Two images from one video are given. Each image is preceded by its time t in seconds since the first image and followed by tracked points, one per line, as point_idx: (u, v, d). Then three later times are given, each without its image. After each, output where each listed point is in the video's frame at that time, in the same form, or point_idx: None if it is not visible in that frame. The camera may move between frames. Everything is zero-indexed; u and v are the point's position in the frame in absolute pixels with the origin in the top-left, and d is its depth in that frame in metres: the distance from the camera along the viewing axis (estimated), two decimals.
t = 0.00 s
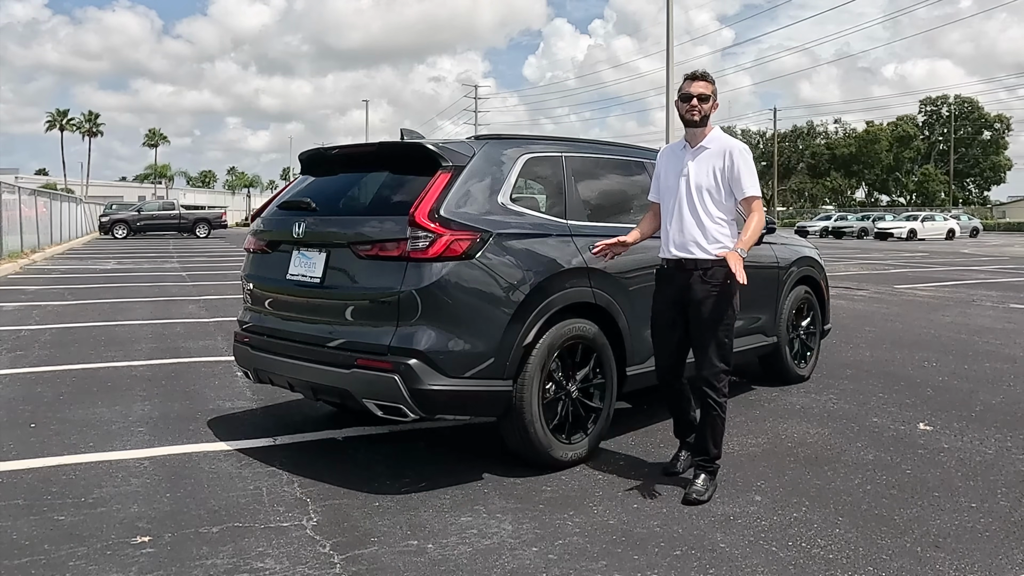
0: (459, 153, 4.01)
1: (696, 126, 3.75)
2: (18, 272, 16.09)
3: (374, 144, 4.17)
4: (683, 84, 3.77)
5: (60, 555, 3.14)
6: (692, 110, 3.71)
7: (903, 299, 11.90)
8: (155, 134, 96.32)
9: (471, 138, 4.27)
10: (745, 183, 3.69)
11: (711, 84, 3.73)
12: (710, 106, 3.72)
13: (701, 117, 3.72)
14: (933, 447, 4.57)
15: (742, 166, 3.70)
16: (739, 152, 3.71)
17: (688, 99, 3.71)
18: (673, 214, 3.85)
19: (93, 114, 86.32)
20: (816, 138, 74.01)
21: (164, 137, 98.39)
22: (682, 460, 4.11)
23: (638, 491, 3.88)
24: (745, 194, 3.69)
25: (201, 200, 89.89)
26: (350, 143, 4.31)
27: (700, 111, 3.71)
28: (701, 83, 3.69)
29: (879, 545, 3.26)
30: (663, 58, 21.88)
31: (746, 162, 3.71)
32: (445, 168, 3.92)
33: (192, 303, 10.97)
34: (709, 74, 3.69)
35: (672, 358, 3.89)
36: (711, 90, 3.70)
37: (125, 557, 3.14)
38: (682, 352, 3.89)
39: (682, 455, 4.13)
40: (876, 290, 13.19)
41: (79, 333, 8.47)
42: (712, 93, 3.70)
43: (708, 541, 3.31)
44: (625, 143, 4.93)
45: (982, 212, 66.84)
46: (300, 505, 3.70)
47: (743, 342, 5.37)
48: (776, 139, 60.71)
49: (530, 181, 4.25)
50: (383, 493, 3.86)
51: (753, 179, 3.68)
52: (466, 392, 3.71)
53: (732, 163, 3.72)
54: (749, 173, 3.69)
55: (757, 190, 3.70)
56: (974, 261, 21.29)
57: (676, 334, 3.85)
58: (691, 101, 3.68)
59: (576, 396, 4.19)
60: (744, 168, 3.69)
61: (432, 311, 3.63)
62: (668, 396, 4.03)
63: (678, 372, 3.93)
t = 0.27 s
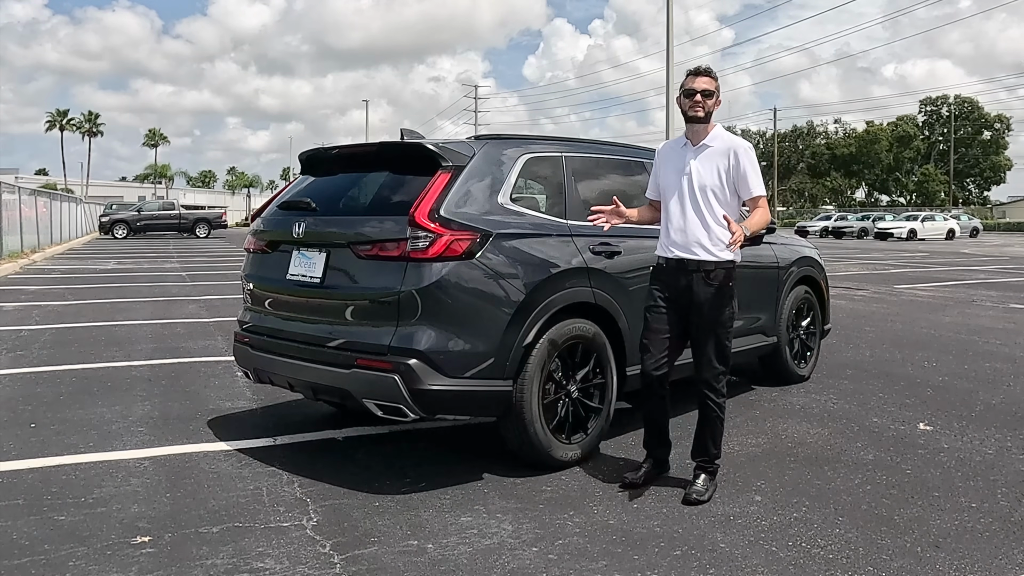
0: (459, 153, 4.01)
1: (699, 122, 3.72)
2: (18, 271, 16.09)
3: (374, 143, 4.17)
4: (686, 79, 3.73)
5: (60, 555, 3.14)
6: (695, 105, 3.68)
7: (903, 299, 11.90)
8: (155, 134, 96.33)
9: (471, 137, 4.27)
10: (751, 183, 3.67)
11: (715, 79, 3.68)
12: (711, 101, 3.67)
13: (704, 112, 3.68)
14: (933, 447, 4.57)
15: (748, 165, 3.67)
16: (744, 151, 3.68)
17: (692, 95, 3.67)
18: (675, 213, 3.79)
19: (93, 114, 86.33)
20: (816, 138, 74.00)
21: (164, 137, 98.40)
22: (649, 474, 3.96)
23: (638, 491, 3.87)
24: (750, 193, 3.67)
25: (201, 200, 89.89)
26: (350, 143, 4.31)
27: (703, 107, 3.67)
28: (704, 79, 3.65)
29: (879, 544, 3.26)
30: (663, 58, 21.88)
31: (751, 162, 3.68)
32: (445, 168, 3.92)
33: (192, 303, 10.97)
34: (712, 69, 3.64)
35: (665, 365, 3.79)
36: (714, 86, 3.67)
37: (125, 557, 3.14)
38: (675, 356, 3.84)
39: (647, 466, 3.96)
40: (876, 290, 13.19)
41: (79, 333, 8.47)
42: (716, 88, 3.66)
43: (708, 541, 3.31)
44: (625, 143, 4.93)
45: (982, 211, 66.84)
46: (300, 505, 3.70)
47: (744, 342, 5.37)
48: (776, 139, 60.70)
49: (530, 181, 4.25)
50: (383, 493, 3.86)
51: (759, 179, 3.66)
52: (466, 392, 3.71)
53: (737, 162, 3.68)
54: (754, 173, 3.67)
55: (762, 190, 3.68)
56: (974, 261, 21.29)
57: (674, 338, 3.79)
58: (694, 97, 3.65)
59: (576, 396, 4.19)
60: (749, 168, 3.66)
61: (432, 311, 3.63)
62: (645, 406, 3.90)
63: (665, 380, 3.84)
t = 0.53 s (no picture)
0: (459, 153, 4.01)
1: (691, 121, 3.64)
2: (18, 271, 16.09)
3: (374, 143, 4.17)
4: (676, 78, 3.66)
5: (60, 555, 3.14)
6: (688, 104, 3.59)
7: (903, 299, 11.90)
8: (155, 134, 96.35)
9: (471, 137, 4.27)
10: (746, 183, 3.65)
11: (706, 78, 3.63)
12: (705, 100, 3.61)
13: (697, 111, 3.61)
14: (933, 447, 4.57)
15: (742, 164, 3.64)
16: (738, 150, 3.65)
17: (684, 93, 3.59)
18: (668, 212, 3.72)
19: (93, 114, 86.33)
20: (816, 138, 74.01)
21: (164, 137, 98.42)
22: (610, 490, 3.67)
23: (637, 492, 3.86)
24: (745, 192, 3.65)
25: (201, 200, 89.90)
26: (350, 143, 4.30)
27: (695, 106, 3.60)
28: (696, 77, 3.58)
29: (879, 544, 3.26)
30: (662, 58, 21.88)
31: (745, 161, 3.66)
32: (445, 168, 3.92)
33: (192, 302, 10.97)
34: (703, 67, 3.59)
35: (656, 370, 3.70)
36: (705, 85, 3.60)
37: (125, 557, 3.14)
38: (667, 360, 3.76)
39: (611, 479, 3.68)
40: (876, 290, 13.20)
41: (79, 333, 8.47)
42: (707, 87, 3.60)
43: (708, 541, 3.31)
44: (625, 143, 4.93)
45: (982, 211, 66.84)
46: (300, 505, 3.70)
47: (744, 342, 5.37)
48: (776, 139, 60.71)
49: (530, 181, 4.25)
50: (383, 493, 3.86)
51: (753, 179, 3.65)
52: (466, 392, 3.71)
53: (732, 161, 3.65)
54: (750, 173, 3.65)
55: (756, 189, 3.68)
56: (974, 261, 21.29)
57: (668, 342, 3.71)
58: (687, 95, 3.57)
59: (576, 396, 4.18)
60: (744, 167, 3.63)
61: (432, 311, 3.63)
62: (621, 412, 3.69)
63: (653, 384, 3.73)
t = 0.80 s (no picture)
0: (459, 153, 4.01)
1: (669, 121, 3.54)
2: (18, 271, 16.09)
3: (374, 143, 4.17)
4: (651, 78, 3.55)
5: (60, 555, 3.14)
6: (665, 103, 3.49)
7: (903, 299, 11.90)
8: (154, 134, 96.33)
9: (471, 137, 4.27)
10: (726, 184, 3.61)
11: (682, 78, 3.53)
12: (682, 101, 3.52)
13: (674, 111, 3.51)
14: (933, 447, 4.57)
15: (723, 165, 3.59)
16: (719, 150, 3.59)
17: (661, 92, 3.49)
18: (648, 214, 3.62)
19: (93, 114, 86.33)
20: (816, 138, 74.01)
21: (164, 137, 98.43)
22: (609, 500, 3.59)
23: (636, 492, 3.85)
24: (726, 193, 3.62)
25: (201, 200, 89.93)
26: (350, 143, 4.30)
27: (672, 105, 3.50)
28: (672, 76, 3.49)
29: (879, 544, 3.26)
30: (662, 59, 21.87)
31: (725, 161, 3.60)
32: (445, 168, 3.92)
33: (192, 303, 10.97)
34: (679, 67, 3.49)
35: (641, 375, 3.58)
36: (682, 84, 3.51)
37: (125, 557, 3.14)
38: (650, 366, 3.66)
39: (608, 489, 3.61)
40: (876, 290, 13.19)
41: (79, 333, 8.47)
42: (683, 86, 3.50)
43: (708, 541, 3.31)
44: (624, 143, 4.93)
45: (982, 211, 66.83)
46: (300, 505, 3.70)
47: (744, 342, 5.37)
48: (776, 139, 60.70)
49: (530, 181, 4.25)
50: (383, 493, 3.86)
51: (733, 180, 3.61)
52: (466, 392, 3.71)
53: (713, 162, 3.58)
54: (730, 173, 3.59)
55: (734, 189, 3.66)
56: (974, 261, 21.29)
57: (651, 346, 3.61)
58: (664, 95, 3.47)
59: (576, 396, 4.18)
60: (725, 167, 3.58)
61: (432, 311, 3.63)
62: (611, 421, 3.60)
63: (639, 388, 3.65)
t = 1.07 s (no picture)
0: (459, 153, 4.01)
1: (641, 118, 3.42)
2: (18, 272, 16.09)
3: (374, 143, 4.17)
4: (622, 74, 3.43)
5: (60, 555, 3.14)
6: (636, 100, 3.38)
7: (903, 299, 11.90)
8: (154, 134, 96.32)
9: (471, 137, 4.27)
10: (696, 183, 3.49)
11: (653, 71, 3.40)
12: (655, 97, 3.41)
13: (646, 107, 3.39)
14: (933, 447, 4.57)
15: (693, 163, 3.47)
16: (690, 149, 3.47)
17: (631, 89, 3.37)
18: (618, 214, 3.49)
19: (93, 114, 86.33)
20: (816, 138, 74.00)
21: (164, 137, 98.44)
22: (609, 501, 3.58)
23: (637, 492, 3.85)
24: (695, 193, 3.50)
25: (201, 200, 89.93)
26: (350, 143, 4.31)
27: (644, 101, 3.38)
28: (642, 72, 3.36)
29: (879, 544, 3.26)
30: (662, 59, 21.87)
31: (696, 160, 3.49)
32: (445, 168, 3.92)
33: (192, 303, 10.97)
34: (650, 61, 3.36)
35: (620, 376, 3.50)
36: (653, 79, 3.38)
37: (125, 557, 3.14)
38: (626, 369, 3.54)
39: (607, 490, 3.60)
40: (876, 290, 13.19)
41: (79, 333, 8.47)
42: (655, 81, 3.38)
43: (708, 541, 3.31)
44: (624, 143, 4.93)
45: (982, 212, 66.81)
46: (300, 505, 3.70)
47: (744, 341, 5.37)
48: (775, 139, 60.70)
49: (530, 181, 4.25)
50: (383, 493, 3.86)
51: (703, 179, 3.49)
52: (466, 392, 3.71)
53: (684, 160, 3.46)
54: (702, 172, 3.49)
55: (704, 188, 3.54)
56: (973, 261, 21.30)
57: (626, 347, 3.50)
58: (635, 91, 3.36)
59: (575, 396, 4.18)
60: (697, 166, 3.47)
61: (432, 311, 3.63)
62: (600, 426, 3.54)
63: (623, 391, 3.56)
